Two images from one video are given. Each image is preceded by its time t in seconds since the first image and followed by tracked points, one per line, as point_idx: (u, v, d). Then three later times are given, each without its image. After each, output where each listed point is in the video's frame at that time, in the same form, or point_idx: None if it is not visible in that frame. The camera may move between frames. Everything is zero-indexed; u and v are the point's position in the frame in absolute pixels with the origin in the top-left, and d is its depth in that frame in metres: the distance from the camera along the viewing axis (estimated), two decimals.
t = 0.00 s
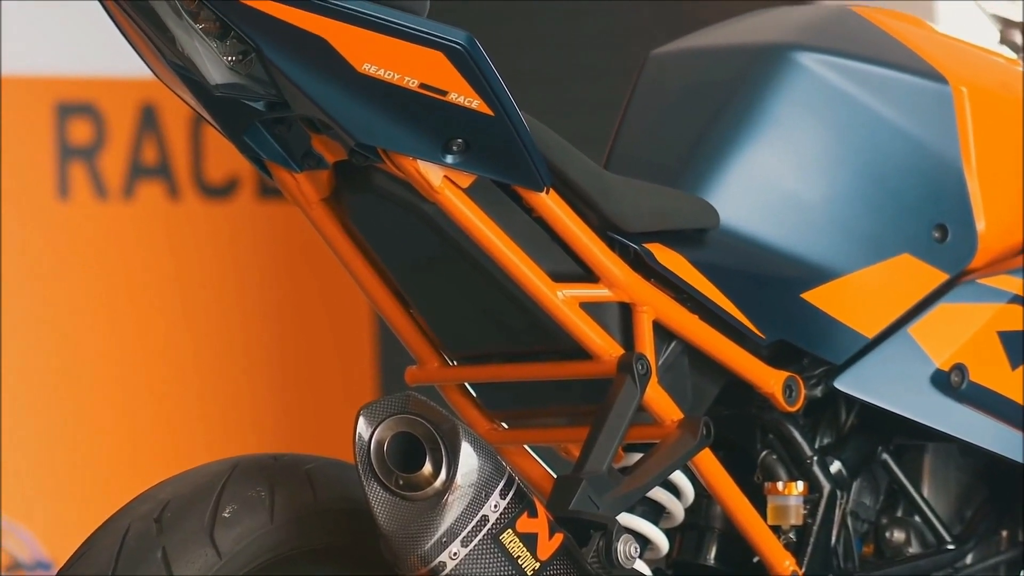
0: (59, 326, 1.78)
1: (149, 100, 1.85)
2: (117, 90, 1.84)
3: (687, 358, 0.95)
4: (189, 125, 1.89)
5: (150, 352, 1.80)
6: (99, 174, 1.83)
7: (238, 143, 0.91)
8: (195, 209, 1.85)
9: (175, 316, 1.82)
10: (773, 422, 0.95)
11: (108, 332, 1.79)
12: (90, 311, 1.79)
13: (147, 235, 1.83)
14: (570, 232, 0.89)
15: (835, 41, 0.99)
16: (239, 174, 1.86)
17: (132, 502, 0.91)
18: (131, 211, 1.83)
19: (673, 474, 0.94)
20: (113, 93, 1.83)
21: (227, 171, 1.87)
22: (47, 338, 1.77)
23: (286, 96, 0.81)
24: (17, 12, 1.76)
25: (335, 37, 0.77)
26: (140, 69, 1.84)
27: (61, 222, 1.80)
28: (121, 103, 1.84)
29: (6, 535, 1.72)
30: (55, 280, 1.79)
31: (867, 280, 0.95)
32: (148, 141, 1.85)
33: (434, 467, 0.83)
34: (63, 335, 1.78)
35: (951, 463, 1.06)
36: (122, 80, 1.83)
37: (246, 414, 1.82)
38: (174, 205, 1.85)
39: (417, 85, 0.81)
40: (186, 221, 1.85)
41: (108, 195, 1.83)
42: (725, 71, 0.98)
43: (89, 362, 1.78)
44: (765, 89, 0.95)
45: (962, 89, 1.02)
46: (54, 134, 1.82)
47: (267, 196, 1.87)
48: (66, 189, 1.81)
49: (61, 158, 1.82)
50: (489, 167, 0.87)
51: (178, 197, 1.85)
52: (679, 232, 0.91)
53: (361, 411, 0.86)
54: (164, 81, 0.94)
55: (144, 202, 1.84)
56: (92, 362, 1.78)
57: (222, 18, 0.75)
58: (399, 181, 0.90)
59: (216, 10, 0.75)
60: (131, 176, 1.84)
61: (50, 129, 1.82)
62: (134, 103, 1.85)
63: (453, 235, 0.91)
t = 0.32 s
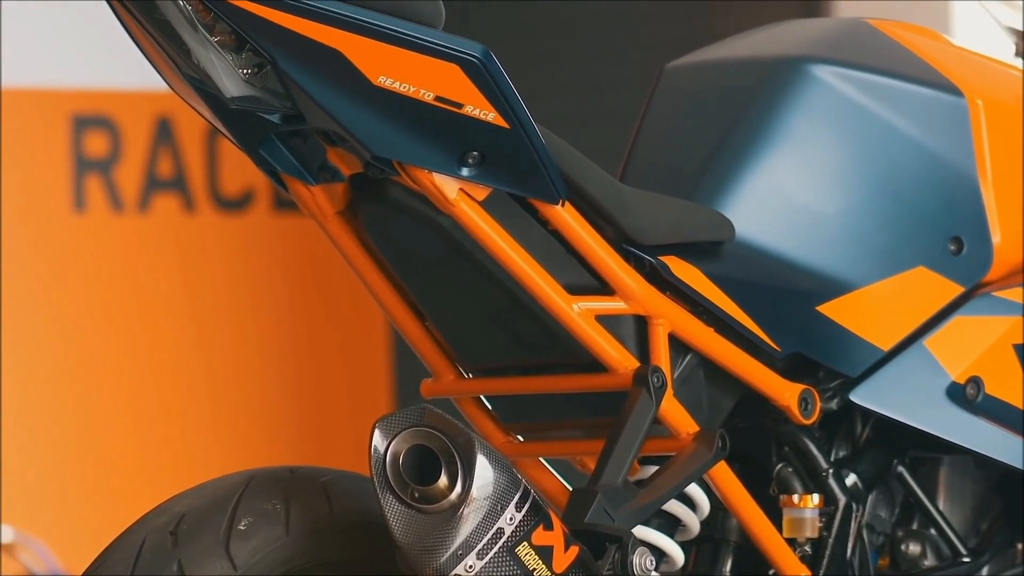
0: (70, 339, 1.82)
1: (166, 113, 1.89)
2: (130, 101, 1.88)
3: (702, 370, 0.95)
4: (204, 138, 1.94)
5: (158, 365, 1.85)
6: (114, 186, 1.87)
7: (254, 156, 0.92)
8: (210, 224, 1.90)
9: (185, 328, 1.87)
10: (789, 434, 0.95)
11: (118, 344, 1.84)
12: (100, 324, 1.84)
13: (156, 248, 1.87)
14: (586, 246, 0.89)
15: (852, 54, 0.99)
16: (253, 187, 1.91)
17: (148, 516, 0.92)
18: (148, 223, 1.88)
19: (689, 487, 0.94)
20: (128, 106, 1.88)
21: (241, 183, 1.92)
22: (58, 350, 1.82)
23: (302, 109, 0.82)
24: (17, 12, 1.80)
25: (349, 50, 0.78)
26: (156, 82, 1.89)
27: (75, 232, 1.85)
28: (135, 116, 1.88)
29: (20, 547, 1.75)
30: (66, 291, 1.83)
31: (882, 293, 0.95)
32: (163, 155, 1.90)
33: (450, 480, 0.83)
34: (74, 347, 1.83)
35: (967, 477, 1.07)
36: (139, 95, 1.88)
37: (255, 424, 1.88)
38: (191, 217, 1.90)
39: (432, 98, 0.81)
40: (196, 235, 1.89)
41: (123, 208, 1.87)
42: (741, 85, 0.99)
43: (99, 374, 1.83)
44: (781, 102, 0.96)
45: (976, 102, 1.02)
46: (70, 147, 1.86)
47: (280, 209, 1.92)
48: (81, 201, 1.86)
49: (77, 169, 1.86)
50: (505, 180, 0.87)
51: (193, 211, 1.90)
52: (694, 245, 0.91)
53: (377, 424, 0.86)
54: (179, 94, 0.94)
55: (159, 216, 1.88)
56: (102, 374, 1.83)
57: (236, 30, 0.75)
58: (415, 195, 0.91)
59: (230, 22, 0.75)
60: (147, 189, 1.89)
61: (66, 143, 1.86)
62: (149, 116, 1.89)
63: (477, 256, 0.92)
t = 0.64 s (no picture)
0: (78, 348, 1.79)
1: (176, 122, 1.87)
2: (141, 110, 1.86)
3: (714, 380, 0.95)
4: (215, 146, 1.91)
5: (168, 369, 1.83)
6: (126, 197, 1.85)
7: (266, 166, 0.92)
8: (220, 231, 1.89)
9: (197, 338, 1.85)
10: (801, 445, 0.95)
11: (127, 351, 1.81)
12: (109, 334, 1.81)
13: (166, 254, 1.85)
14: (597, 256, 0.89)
15: (865, 64, 1.00)
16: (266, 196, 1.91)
17: (161, 525, 0.92)
18: (161, 234, 1.86)
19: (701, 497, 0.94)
20: (137, 114, 1.86)
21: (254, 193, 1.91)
22: (67, 359, 1.79)
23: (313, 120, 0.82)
24: (17, 12, 1.77)
25: (360, 60, 0.78)
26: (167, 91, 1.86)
27: (84, 241, 1.82)
28: (148, 127, 1.86)
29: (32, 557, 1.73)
30: (74, 300, 1.80)
31: (894, 303, 0.96)
32: (175, 165, 1.88)
33: (462, 490, 0.84)
34: (83, 357, 1.79)
35: (979, 486, 1.07)
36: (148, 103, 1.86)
37: (269, 435, 1.87)
38: (201, 226, 1.88)
39: (444, 108, 0.82)
40: (208, 245, 1.88)
41: (135, 219, 1.85)
42: (753, 96, 0.99)
43: (108, 385, 1.80)
44: (793, 112, 0.96)
45: (989, 111, 1.03)
46: (82, 155, 1.83)
47: (294, 219, 1.93)
48: (93, 212, 1.83)
49: (89, 181, 1.83)
50: (517, 190, 0.87)
51: (204, 219, 1.89)
52: (706, 255, 0.90)
53: (388, 433, 0.85)
54: (191, 103, 0.94)
55: (171, 227, 1.86)
56: (111, 383, 1.80)
57: (247, 39, 0.75)
58: (427, 206, 0.91)
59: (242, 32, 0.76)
60: (159, 199, 1.87)
61: (77, 151, 1.83)
62: (160, 124, 1.87)
63: (491, 266, 0.91)
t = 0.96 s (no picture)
0: (99, 364, 1.83)
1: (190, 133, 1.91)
2: (158, 122, 1.90)
3: (728, 392, 0.95)
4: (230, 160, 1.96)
5: (184, 380, 1.87)
6: (141, 209, 1.89)
7: (280, 178, 0.93)
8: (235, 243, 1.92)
9: (214, 351, 1.88)
10: (815, 456, 0.95)
11: (144, 364, 1.85)
12: (127, 350, 1.85)
13: (182, 268, 1.89)
14: (613, 269, 0.89)
15: (877, 75, 1.00)
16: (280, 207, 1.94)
17: (175, 536, 0.93)
18: (175, 246, 1.89)
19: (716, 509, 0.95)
20: (152, 125, 1.90)
21: (269, 205, 1.94)
22: (87, 375, 1.83)
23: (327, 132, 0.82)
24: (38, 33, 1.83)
25: (376, 72, 0.79)
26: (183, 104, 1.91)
27: (103, 254, 1.86)
28: (162, 141, 1.90)
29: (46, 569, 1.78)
30: (93, 317, 1.84)
31: (908, 314, 0.96)
32: (189, 176, 1.92)
33: (475, 501, 0.86)
34: (102, 373, 1.83)
35: (993, 496, 1.08)
36: (162, 115, 1.90)
37: (283, 447, 1.89)
38: (214, 237, 1.91)
39: (458, 119, 0.82)
40: (223, 257, 1.91)
41: (149, 230, 1.89)
42: (766, 106, 0.99)
43: (128, 399, 1.84)
44: (807, 124, 0.96)
45: (1002, 123, 1.04)
46: (96, 167, 1.87)
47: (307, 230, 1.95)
48: (107, 223, 1.87)
49: (103, 192, 1.87)
50: (531, 201, 0.87)
51: (218, 231, 1.92)
52: (719, 266, 0.91)
53: (403, 445, 0.87)
54: (204, 114, 0.94)
55: (185, 238, 1.90)
56: (130, 397, 1.84)
57: (262, 50, 0.76)
58: (441, 217, 0.90)
59: (259, 45, 0.77)
60: (173, 211, 1.90)
61: (91, 161, 1.87)
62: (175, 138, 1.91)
63: (504, 278, 0.91)
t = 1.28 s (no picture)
0: (110, 376, 1.84)
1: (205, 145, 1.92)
2: (163, 133, 1.90)
3: (742, 404, 0.95)
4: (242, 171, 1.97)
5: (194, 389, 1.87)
6: (157, 222, 1.89)
7: (294, 189, 0.93)
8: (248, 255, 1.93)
9: (224, 363, 1.89)
10: (829, 467, 0.95)
11: (154, 374, 1.86)
12: (137, 360, 1.85)
13: (193, 279, 1.90)
14: (626, 280, 0.90)
15: (890, 86, 1.00)
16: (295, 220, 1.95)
17: (189, 548, 0.93)
18: (190, 257, 1.90)
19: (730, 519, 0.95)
20: (168, 136, 1.90)
21: (284, 215, 1.96)
22: (98, 388, 1.83)
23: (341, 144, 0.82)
24: (51, 43, 1.84)
25: (391, 84, 0.79)
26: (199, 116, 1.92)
27: (115, 265, 1.86)
28: (178, 152, 1.91)
29: None
30: (104, 329, 1.84)
31: (921, 326, 0.96)
32: (204, 187, 1.92)
33: (489, 512, 0.87)
34: (112, 384, 1.84)
35: (1007, 507, 1.08)
36: (179, 127, 1.91)
37: (293, 458, 1.91)
38: (229, 249, 1.92)
39: (472, 131, 0.82)
40: (236, 270, 1.92)
41: (164, 241, 1.89)
42: (779, 117, 0.99)
43: (137, 408, 1.84)
44: (820, 135, 0.96)
45: (1016, 134, 1.04)
46: (110, 177, 1.86)
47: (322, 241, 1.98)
48: (122, 234, 1.87)
49: (118, 204, 1.87)
50: (545, 213, 0.87)
51: (233, 242, 1.93)
52: (734, 278, 0.91)
53: (417, 457, 0.89)
54: (218, 124, 0.94)
55: (199, 249, 1.91)
56: (140, 407, 1.84)
57: (277, 62, 0.76)
58: (456, 228, 0.90)
59: (270, 56, 0.76)
60: (188, 222, 1.91)
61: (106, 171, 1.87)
62: (191, 149, 1.92)
63: (520, 291, 0.90)
